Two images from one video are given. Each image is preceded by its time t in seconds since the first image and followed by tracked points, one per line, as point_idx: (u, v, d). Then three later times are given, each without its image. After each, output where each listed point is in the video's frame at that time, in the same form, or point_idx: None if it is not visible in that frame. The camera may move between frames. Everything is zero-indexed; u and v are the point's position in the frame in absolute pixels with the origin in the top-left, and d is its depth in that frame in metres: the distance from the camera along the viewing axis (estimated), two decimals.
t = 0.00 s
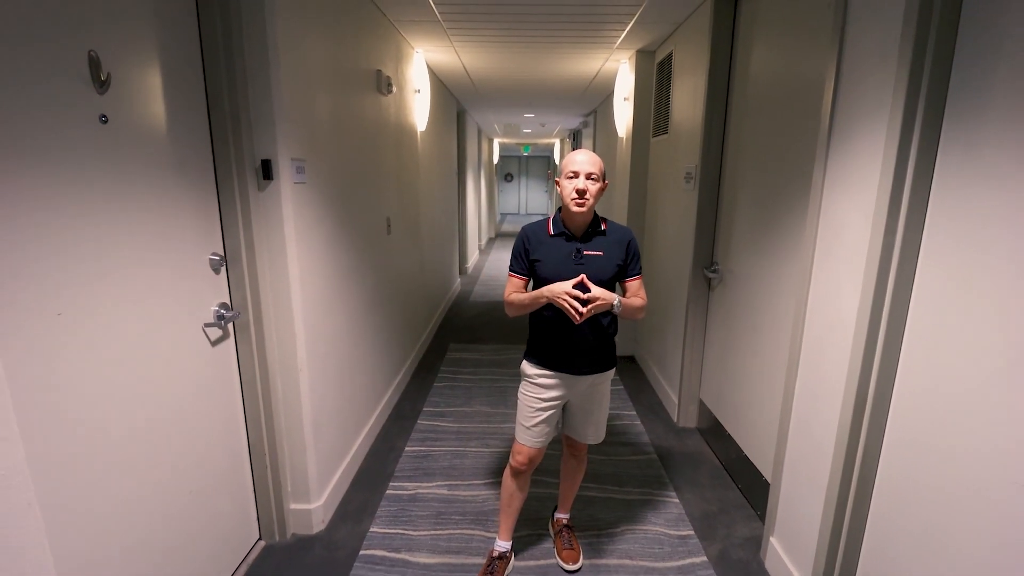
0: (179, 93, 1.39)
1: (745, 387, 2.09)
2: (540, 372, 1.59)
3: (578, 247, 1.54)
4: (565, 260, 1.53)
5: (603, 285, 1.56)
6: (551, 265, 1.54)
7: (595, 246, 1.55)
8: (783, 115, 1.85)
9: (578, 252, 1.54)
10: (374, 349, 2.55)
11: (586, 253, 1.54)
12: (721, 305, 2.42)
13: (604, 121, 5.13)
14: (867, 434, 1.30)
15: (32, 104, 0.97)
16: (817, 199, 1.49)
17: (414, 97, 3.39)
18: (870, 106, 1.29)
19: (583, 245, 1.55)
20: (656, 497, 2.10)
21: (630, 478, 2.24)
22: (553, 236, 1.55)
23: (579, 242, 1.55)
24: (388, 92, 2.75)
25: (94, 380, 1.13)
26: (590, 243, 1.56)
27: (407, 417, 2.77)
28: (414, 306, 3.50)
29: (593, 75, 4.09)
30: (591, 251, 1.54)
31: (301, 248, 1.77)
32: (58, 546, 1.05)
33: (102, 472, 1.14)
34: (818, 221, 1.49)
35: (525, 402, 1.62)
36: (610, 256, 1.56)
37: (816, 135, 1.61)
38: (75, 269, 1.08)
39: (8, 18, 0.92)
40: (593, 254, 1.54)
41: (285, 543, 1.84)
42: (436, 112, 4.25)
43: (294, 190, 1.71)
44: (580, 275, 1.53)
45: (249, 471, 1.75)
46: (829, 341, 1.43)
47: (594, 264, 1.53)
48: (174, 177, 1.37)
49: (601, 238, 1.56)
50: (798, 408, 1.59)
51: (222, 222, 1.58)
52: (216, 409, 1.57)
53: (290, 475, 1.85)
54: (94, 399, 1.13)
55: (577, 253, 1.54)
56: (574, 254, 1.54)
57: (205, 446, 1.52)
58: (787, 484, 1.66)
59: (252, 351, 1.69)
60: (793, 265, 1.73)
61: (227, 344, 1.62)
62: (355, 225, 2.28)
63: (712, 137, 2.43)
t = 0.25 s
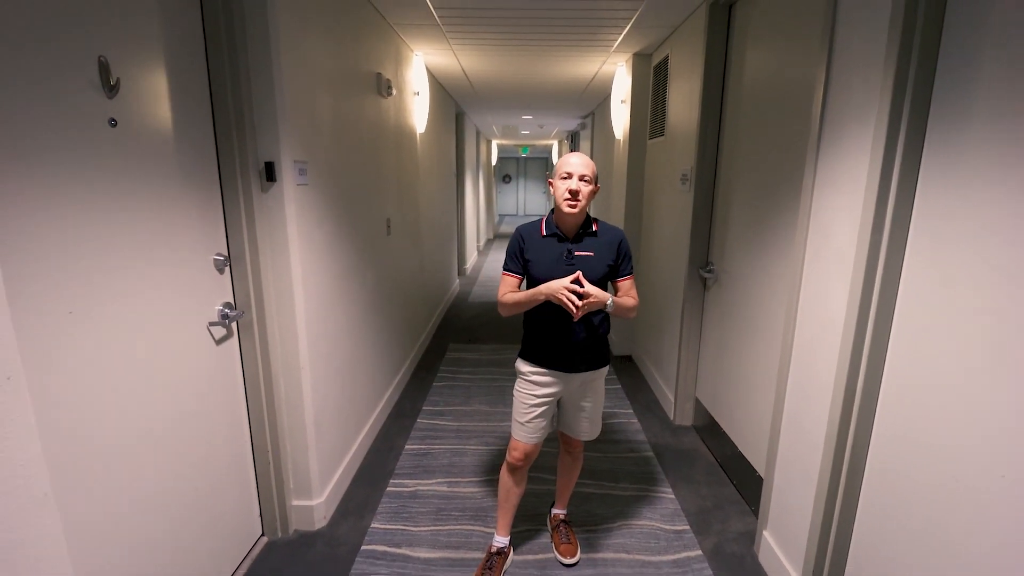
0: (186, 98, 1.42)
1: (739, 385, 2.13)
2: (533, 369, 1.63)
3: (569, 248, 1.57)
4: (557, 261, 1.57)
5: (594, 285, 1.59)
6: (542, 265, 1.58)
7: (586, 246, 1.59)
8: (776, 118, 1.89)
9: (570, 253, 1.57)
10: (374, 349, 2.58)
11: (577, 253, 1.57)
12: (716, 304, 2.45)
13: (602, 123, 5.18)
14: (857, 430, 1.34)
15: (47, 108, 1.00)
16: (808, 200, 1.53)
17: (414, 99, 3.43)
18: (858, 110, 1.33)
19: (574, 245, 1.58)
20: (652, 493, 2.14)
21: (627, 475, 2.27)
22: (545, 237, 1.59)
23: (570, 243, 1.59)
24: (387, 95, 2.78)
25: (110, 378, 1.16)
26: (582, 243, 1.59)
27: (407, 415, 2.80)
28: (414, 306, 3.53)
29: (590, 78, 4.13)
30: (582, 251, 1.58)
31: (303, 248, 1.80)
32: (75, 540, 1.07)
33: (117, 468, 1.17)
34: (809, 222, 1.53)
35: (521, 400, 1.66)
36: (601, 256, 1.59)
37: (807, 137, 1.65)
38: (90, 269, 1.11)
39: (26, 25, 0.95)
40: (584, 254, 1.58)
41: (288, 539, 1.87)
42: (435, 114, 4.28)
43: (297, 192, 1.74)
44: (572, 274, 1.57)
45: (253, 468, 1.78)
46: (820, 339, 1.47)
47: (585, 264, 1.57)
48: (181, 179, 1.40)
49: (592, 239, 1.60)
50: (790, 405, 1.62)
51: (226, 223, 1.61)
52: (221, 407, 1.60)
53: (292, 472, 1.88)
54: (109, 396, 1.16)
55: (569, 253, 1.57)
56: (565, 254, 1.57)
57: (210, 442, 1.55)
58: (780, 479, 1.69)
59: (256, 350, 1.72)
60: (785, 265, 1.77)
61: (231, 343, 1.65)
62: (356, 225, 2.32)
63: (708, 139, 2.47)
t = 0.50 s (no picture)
0: (193, 101, 1.45)
1: (735, 382, 2.17)
2: (528, 366, 1.66)
3: (562, 248, 1.61)
4: (550, 261, 1.61)
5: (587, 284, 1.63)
6: (536, 265, 1.62)
7: (579, 246, 1.62)
8: (770, 121, 1.94)
9: (563, 253, 1.61)
10: (376, 347, 2.62)
11: (569, 253, 1.61)
12: (712, 303, 2.49)
13: (600, 124, 5.22)
14: (848, 424, 1.38)
15: (63, 113, 1.04)
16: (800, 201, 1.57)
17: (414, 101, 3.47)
18: (848, 114, 1.38)
19: (567, 246, 1.62)
20: (649, 489, 2.18)
21: (625, 471, 2.31)
22: (539, 237, 1.63)
23: (563, 243, 1.62)
24: (388, 97, 2.82)
25: (121, 375, 1.19)
26: (574, 243, 1.63)
27: (408, 414, 2.83)
28: (414, 306, 3.57)
29: (588, 80, 4.18)
30: (574, 251, 1.62)
31: (307, 249, 1.83)
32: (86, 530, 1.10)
33: (128, 462, 1.20)
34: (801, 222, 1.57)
35: (517, 396, 1.70)
36: (593, 256, 1.63)
37: (800, 140, 1.69)
38: (103, 269, 1.14)
39: (39, 32, 0.98)
40: (576, 254, 1.61)
41: (292, 534, 1.90)
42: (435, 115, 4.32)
43: (301, 193, 1.77)
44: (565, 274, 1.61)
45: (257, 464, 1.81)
46: (812, 336, 1.51)
47: (577, 263, 1.61)
48: (188, 181, 1.43)
49: (585, 239, 1.63)
50: (785, 401, 1.66)
51: (232, 224, 1.64)
52: (227, 404, 1.63)
53: (296, 468, 1.91)
54: (120, 392, 1.19)
55: (561, 253, 1.61)
56: (558, 254, 1.61)
57: (217, 439, 1.58)
58: (774, 473, 1.73)
59: (260, 348, 1.76)
60: (779, 264, 1.81)
61: (237, 341, 1.69)
62: (358, 226, 2.35)
63: (704, 141, 2.51)
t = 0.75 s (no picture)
0: (198, 103, 1.48)
1: (731, 380, 2.20)
2: (526, 364, 1.69)
3: (558, 248, 1.64)
4: (546, 260, 1.64)
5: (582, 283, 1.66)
6: (532, 264, 1.65)
7: (575, 246, 1.65)
8: (765, 123, 1.97)
9: (559, 252, 1.64)
10: (376, 347, 2.65)
11: (565, 253, 1.64)
12: (709, 302, 2.53)
13: (598, 126, 5.25)
14: (841, 420, 1.41)
15: (76, 116, 1.07)
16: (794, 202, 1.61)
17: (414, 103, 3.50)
18: (840, 117, 1.41)
19: (563, 246, 1.65)
20: (647, 486, 2.20)
21: (623, 469, 2.34)
22: (535, 237, 1.67)
23: (559, 243, 1.65)
24: (389, 99, 2.85)
25: (132, 371, 1.22)
26: (570, 243, 1.66)
27: (408, 412, 2.86)
28: (414, 306, 3.59)
29: (587, 82, 4.21)
30: (570, 251, 1.64)
31: (309, 248, 1.86)
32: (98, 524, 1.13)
33: (137, 457, 1.23)
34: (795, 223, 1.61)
35: (514, 394, 1.72)
36: (588, 255, 1.66)
37: (793, 142, 1.73)
38: (114, 267, 1.17)
39: (54, 37, 1.01)
40: (572, 253, 1.64)
41: (294, 530, 1.93)
42: (435, 117, 4.36)
43: (303, 194, 1.80)
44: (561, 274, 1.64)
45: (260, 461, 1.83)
46: (807, 334, 1.54)
47: (573, 263, 1.64)
48: (194, 182, 1.46)
49: (580, 239, 1.67)
50: (780, 397, 1.69)
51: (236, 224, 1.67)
52: (231, 402, 1.66)
53: (298, 466, 1.94)
54: (129, 388, 1.21)
55: (557, 253, 1.64)
56: (554, 254, 1.64)
57: (221, 436, 1.60)
58: (769, 468, 1.77)
59: (264, 346, 1.78)
60: (773, 264, 1.84)
61: (241, 340, 1.71)
62: (359, 226, 2.38)
63: (700, 142, 2.55)
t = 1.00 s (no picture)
0: (201, 106, 1.51)
1: (726, 379, 2.23)
2: (524, 362, 1.72)
3: (556, 249, 1.67)
4: (544, 261, 1.67)
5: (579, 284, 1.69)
6: (531, 264, 1.68)
7: (572, 247, 1.68)
8: (759, 125, 2.00)
9: (557, 253, 1.67)
10: (376, 346, 2.67)
11: (563, 254, 1.67)
12: (705, 302, 2.56)
13: (596, 127, 5.29)
14: (833, 417, 1.44)
15: (86, 118, 1.09)
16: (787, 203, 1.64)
17: (413, 105, 3.52)
18: (831, 120, 1.44)
19: (561, 246, 1.68)
20: (644, 484, 2.23)
21: (620, 467, 2.36)
22: (533, 238, 1.69)
23: (557, 244, 1.68)
24: (388, 101, 2.88)
25: (137, 369, 1.24)
26: (568, 244, 1.69)
27: (407, 412, 2.88)
28: (413, 306, 3.62)
29: (585, 84, 4.24)
30: (568, 252, 1.67)
31: (310, 249, 1.89)
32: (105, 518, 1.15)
33: (143, 451, 1.25)
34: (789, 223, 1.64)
35: (512, 392, 1.75)
36: (586, 256, 1.68)
37: (786, 144, 1.76)
38: (121, 265, 1.19)
39: (64, 40, 1.04)
40: (569, 254, 1.67)
41: (295, 528, 1.95)
42: (433, 118, 4.38)
43: (304, 195, 1.83)
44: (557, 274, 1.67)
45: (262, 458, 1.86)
46: (800, 332, 1.57)
47: (570, 264, 1.66)
48: (198, 183, 1.48)
49: (578, 240, 1.69)
50: (774, 395, 1.72)
51: (238, 225, 1.70)
52: (233, 400, 1.68)
53: (299, 464, 1.96)
54: (135, 386, 1.24)
55: (555, 254, 1.67)
56: (552, 254, 1.67)
57: (224, 433, 1.62)
58: (763, 465, 1.79)
59: (265, 345, 1.80)
60: (767, 264, 1.87)
61: (242, 339, 1.74)
62: (359, 226, 2.41)
63: (696, 144, 2.58)
